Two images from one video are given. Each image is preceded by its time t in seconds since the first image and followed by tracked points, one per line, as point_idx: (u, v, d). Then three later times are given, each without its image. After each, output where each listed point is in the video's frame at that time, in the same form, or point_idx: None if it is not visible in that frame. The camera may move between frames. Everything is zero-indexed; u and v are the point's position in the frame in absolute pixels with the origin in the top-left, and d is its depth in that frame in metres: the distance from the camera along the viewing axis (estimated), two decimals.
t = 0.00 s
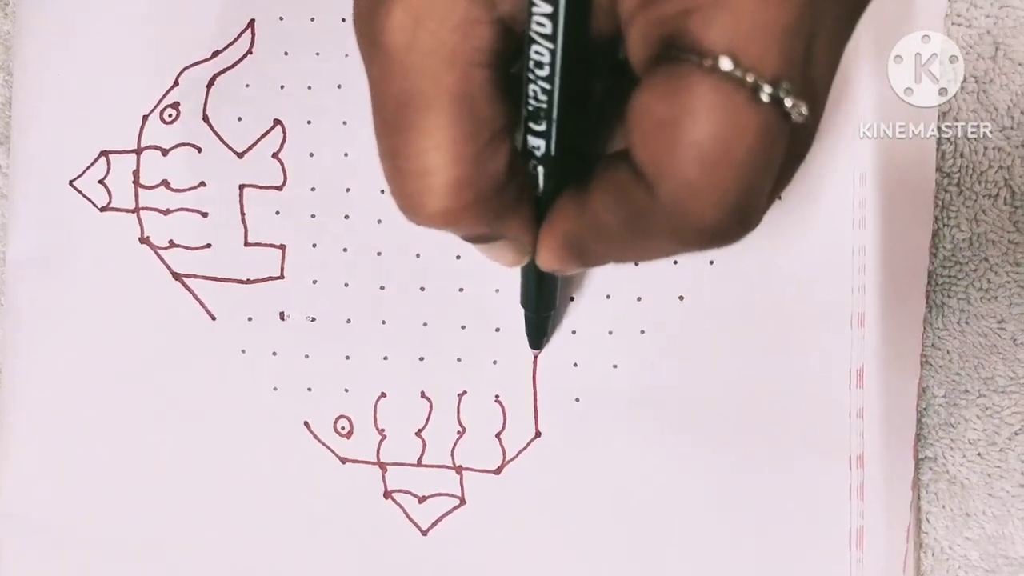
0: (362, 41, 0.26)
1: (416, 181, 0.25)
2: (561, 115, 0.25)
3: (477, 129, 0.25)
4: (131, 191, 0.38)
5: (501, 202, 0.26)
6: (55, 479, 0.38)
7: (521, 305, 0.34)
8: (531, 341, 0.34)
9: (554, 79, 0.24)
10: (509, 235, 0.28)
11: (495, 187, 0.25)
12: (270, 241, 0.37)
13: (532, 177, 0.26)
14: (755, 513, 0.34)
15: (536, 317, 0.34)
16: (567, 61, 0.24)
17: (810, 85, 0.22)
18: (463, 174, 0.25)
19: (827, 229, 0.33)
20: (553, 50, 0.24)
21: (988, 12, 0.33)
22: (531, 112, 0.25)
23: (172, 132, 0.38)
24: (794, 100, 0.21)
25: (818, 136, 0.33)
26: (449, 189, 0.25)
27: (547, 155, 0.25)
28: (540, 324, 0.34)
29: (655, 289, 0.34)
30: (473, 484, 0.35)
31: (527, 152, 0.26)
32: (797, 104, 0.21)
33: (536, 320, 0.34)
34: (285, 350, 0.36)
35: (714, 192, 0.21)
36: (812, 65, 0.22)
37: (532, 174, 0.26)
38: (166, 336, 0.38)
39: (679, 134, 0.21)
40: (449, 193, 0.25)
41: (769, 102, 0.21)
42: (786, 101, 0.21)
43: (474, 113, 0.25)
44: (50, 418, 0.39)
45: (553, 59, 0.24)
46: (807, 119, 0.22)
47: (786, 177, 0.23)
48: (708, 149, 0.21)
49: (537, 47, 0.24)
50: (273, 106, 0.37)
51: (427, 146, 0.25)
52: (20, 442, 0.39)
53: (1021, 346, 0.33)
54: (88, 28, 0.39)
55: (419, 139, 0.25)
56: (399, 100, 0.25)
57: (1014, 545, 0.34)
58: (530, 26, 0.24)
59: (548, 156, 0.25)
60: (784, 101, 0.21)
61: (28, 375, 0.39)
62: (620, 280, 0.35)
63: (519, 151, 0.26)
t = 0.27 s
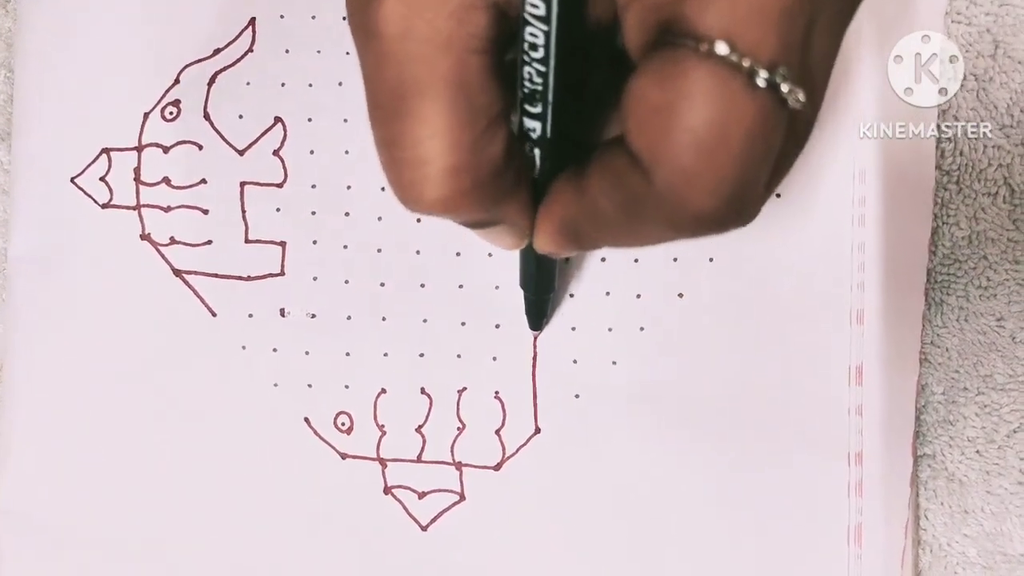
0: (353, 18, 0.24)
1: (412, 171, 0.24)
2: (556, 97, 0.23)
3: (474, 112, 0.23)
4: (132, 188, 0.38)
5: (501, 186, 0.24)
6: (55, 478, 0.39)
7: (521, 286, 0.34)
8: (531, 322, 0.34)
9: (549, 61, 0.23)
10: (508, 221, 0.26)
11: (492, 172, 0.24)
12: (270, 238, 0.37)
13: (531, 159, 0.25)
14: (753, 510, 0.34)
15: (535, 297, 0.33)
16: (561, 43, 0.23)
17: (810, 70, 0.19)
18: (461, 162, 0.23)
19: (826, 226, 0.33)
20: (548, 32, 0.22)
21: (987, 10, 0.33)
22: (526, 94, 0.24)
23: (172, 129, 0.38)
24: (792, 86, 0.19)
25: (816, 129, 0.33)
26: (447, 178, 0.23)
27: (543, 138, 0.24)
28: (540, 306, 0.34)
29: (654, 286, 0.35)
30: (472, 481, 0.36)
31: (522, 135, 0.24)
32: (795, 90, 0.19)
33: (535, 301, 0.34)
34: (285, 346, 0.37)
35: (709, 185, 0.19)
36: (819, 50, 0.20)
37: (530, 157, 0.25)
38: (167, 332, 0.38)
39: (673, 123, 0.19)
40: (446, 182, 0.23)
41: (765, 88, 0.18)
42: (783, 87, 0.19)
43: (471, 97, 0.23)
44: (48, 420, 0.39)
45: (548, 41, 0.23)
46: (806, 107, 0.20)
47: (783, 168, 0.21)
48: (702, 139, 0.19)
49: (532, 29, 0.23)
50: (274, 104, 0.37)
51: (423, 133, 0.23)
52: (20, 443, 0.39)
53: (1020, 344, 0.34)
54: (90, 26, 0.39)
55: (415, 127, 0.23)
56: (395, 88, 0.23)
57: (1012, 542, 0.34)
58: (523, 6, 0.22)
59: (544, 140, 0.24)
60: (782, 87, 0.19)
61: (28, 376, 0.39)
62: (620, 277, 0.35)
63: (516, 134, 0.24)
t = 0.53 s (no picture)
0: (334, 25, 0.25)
1: (398, 176, 0.25)
2: (538, 101, 0.24)
3: (456, 123, 0.25)
4: (124, 200, 0.38)
5: (485, 190, 0.26)
6: (54, 479, 0.39)
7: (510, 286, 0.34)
8: (521, 323, 0.34)
9: (530, 65, 0.24)
10: (492, 223, 0.28)
11: (476, 177, 0.25)
12: (262, 249, 0.37)
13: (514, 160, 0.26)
14: (747, 518, 0.34)
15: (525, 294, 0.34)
16: (542, 45, 0.23)
17: (790, 74, 0.21)
18: (445, 169, 0.25)
19: (817, 235, 0.34)
20: (528, 36, 0.23)
21: (977, 15, 0.34)
22: (510, 97, 0.25)
23: (163, 140, 0.38)
24: (774, 91, 0.20)
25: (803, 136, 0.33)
26: (430, 184, 0.25)
27: (527, 139, 0.25)
28: (530, 305, 0.34)
29: (646, 295, 0.35)
30: (467, 491, 0.35)
31: (507, 137, 0.26)
32: (777, 95, 0.21)
33: (524, 299, 0.34)
34: (277, 358, 0.36)
35: (692, 182, 0.21)
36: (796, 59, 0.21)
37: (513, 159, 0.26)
38: (160, 345, 0.38)
39: (661, 122, 0.20)
40: (430, 186, 0.25)
41: (747, 93, 0.20)
42: (764, 91, 0.20)
43: (451, 104, 0.24)
44: (48, 419, 0.39)
45: (528, 45, 0.23)
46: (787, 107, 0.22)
47: (769, 172, 0.23)
48: (686, 140, 0.20)
49: (512, 32, 0.23)
50: (265, 114, 0.37)
51: (407, 142, 0.25)
52: (19, 444, 0.39)
53: (1012, 349, 0.34)
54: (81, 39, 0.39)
55: (399, 133, 0.25)
56: (379, 94, 0.24)
57: (1005, 547, 0.34)
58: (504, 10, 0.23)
59: (528, 141, 0.25)
60: (763, 91, 0.20)
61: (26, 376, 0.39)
62: (613, 285, 0.35)
63: (501, 137, 0.26)
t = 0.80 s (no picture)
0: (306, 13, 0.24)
1: (359, 168, 0.24)
2: (504, 104, 0.24)
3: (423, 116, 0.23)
4: (119, 202, 0.38)
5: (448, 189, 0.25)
6: (55, 479, 0.38)
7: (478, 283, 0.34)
8: (490, 323, 0.34)
9: (496, 67, 0.24)
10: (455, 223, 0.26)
11: (439, 174, 0.24)
12: (259, 251, 0.37)
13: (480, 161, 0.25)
14: (750, 520, 0.34)
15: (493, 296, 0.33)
16: (508, 48, 0.23)
17: (755, 82, 0.20)
18: (409, 164, 0.24)
19: (819, 234, 0.33)
20: (493, 37, 0.23)
21: (976, 14, 0.33)
22: (477, 98, 0.25)
23: (158, 142, 0.38)
24: (728, 102, 0.19)
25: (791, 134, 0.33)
26: (393, 179, 0.24)
27: (492, 142, 0.25)
28: (499, 306, 0.34)
29: (646, 295, 0.34)
30: (467, 493, 0.35)
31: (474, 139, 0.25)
32: (733, 106, 0.19)
33: (493, 300, 0.34)
34: (275, 360, 0.36)
35: (648, 195, 0.20)
36: (765, 68, 0.20)
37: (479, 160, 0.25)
38: (157, 347, 0.37)
39: (614, 129, 0.19)
40: (391, 182, 0.24)
41: (701, 102, 0.19)
42: (719, 102, 0.19)
43: (418, 99, 0.23)
44: (49, 419, 0.39)
45: (494, 45, 0.23)
46: (748, 119, 0.20)
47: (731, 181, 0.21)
48: (642, 149, 0.19)
49: (478, 34, 0.23)
50: (261, 115, 0.37)
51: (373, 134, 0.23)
52: (19, 444, 0.39)
53: (1015, 349, 0.33)
54: (76, 40, 0.39)
55: (364, 128, 0.23)
56: (351, 89, 0.23)
57: (1009, 548, 0.34)
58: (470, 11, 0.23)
59: (492, 143, 0.25)
60: (717, 102, 0.19)
61: (27, 375, 0.39)
62: (612, 286, 0.35)
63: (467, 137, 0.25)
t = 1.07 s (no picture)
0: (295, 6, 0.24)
1: (350, 161, 0.24)
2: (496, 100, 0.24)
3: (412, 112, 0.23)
4: (116, 198, 0.38)
5: (440, 185, 0.25)
6: (54, 479, 0.38)
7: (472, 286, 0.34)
8: (482, 323, 0.34)
9: (489, 62, 0.23)
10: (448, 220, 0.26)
11: (429, 171, 0.24)
12: (258, 248, 0.36)
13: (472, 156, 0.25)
14: (753, 520, 0.33)
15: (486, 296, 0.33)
16: (500, 45, 0.23)
17: (744, 81, 0.20)
18: (397, 160, 0.24)
19: (822, 232, 0.33)
20: (486, 32, 0.23)
21: (982, 11, 0.33)
22: (469, 93, 0.25)
23: (157, 138, 0.38)
24: (718, 101, 0.19)
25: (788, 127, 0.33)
26: (383, 174, 0.24)
27: (485, 138, 0.25)
28: (491, 305, 0.34)
29: (648, 294, 0.34)
30: (467, 493, 0.35)
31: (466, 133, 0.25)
32: (724, 105, 0.19)
33: (487, 301, 0.33)
34: (274, 359, 0.36)
35: (634, 193, 0.19)
36: (753, 69, 0.20)
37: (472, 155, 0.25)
38: (155, 346, 0.37)
39: (603, 127, 0.19)
40: (381, 177, 0.24)
41: (690, 101, 0.19)
42: (708, 101, 0.19)
43: (408, 93, 0.23)
44: (49, 419, 0.38)
45: (486, 41, 0.23)
46: (740, 118, 0.21)
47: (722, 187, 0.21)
48: (628, 147, 0.19)
49: (470, 29, 0.23)
50: (261, 111, 0.36)
51: (363, 129, 0.23)
52: (18, 444, 0.38)
53: (1020, 348, 0.33)
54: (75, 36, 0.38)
55: (355, 122, 0.23)
56: (342, 82, 0.23)
57: (1013, 549, 0.33)
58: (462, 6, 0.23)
59: (485, 139, 0.25)
60: (707, 101, 0.19)
61: (27, 376, 0.38)
62: (614, 285, 0.34)
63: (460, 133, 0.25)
